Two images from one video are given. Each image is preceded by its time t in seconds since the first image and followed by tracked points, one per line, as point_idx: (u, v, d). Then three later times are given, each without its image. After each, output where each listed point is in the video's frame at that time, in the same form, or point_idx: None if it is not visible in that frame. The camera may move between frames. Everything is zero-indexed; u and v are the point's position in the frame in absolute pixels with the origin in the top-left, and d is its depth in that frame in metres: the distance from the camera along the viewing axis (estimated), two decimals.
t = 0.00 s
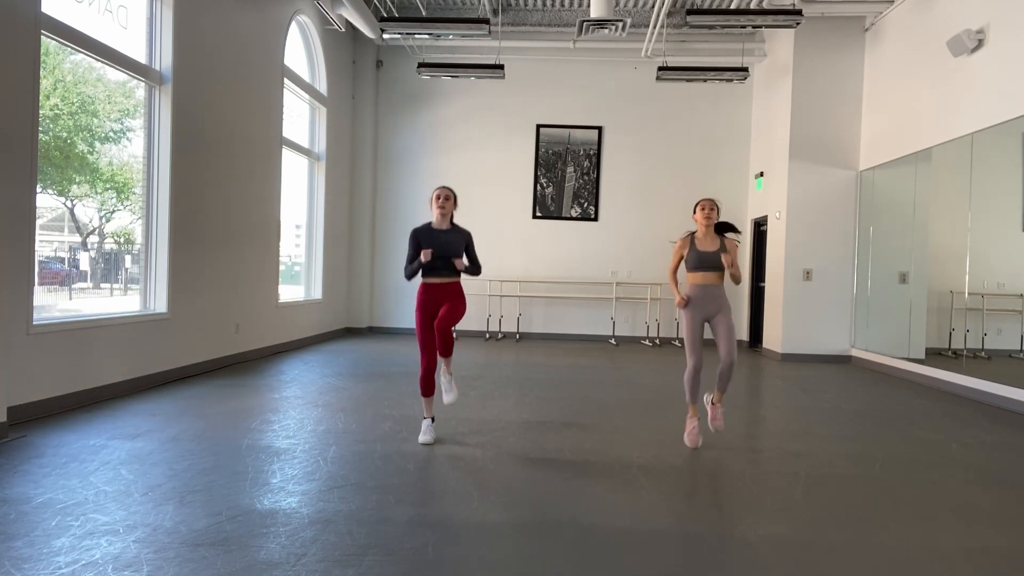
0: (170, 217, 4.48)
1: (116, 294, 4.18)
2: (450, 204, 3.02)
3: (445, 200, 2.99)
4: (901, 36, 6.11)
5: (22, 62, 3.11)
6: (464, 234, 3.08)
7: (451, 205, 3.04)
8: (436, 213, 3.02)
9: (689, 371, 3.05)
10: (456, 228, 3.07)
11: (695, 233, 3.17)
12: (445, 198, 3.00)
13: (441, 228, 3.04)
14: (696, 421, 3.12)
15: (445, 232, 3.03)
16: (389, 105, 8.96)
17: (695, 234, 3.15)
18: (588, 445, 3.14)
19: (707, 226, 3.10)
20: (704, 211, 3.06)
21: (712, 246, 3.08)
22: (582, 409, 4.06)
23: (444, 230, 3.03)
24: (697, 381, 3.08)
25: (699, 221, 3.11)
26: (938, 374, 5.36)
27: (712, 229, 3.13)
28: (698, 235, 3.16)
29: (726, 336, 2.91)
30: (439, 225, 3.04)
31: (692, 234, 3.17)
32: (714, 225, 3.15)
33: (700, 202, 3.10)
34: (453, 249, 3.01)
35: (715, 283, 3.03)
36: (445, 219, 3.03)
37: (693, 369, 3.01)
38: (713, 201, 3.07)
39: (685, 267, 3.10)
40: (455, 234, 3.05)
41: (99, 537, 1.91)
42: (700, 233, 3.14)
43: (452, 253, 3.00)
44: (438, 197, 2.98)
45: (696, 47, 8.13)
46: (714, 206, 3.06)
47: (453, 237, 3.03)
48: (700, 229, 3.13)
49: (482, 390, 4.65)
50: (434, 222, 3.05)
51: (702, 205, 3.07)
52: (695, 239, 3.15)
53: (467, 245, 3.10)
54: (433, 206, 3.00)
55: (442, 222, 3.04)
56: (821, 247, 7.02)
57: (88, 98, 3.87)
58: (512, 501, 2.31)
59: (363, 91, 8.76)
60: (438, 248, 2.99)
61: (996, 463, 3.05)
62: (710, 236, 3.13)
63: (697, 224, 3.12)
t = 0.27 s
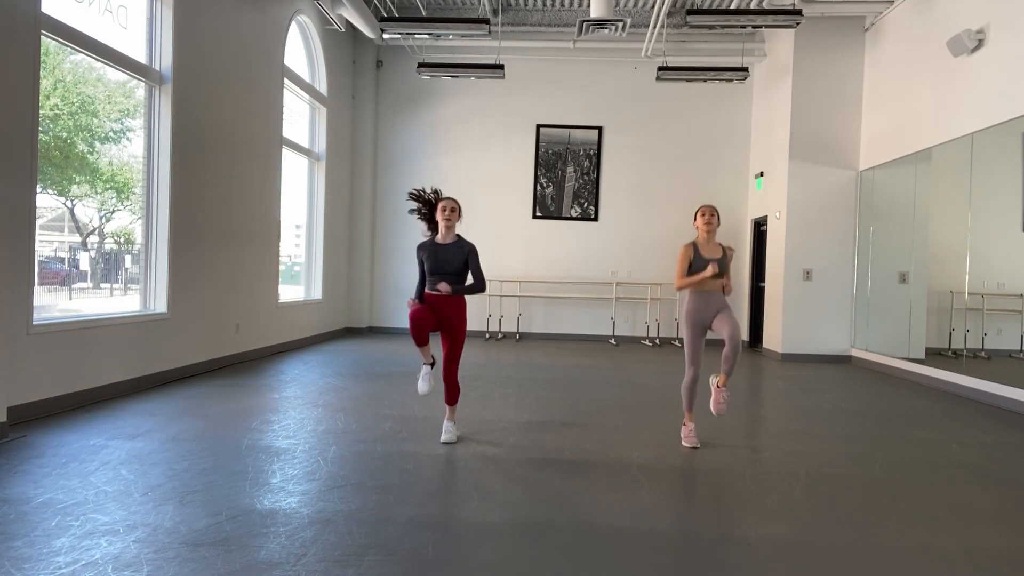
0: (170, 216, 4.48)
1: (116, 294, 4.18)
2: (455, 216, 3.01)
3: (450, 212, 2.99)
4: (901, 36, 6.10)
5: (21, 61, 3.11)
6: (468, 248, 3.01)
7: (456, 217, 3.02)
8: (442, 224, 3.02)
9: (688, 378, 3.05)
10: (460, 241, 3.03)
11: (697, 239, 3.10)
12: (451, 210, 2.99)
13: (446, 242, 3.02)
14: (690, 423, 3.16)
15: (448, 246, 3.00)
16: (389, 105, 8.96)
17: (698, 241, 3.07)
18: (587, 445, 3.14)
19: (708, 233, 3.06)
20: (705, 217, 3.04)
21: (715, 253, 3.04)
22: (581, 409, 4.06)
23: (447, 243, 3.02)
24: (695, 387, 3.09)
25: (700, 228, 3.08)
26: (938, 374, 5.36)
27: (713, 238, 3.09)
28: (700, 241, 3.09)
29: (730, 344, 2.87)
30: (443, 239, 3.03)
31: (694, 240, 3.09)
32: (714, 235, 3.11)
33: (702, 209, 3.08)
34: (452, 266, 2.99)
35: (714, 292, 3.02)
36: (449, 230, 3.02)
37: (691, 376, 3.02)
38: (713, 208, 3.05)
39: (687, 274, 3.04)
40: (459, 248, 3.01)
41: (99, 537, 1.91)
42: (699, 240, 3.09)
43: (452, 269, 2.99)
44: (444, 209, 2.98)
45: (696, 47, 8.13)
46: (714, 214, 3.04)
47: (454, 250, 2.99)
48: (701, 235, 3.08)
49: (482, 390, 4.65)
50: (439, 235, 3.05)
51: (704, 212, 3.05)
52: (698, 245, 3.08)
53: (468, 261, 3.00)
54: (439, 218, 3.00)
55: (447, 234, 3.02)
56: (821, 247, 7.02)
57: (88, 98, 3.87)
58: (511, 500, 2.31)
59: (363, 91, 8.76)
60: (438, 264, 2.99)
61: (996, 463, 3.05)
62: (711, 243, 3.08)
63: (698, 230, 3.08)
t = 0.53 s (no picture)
0: (170, 216, 4.48)
1: (116, 294, 4.18)
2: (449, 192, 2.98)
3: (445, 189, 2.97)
4: (901, 36, 6.10)
5: (21, 61, 3.11)
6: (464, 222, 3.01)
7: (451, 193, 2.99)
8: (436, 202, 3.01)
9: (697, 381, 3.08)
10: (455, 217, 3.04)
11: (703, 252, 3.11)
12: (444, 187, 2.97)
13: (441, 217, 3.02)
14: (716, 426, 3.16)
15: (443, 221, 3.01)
16: (389, 105, 8.96)
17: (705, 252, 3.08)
18: (587, 445, 3.14)
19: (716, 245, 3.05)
20: (713, 229, 3.04)
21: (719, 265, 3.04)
22: (581, 409, 4.06)
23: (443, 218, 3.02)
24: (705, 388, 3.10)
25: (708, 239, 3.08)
26: (938, 374, 5.36)
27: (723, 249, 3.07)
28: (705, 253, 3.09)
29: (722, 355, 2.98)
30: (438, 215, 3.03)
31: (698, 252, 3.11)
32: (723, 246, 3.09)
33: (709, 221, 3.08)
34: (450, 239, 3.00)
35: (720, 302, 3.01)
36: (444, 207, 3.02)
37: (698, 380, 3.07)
38: (722, 219, 3.04)
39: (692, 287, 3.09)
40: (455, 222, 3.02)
41: (99, 537, 1.91)
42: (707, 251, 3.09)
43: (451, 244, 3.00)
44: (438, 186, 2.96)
45: (697, 47, 8.13)
46: (722, 225, 3.03)
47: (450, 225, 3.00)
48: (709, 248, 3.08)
49: (482, 390, 4.65)
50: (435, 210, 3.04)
51: (713, 223, 3.04)
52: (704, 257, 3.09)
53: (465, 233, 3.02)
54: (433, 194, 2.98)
55: (441, 211, 3.03)
56: (821, 247, 7.02)
57: (88, 99, 3.87)
58: (511, 501, 2.31)
59: (363, 91, 8.76)
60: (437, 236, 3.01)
61: (996, 463, 3.05)
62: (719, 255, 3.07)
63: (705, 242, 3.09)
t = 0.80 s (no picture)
0: (170, 216, 4.48)
1: (116, 294, 4.18)
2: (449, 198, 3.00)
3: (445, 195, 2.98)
4: (901, 36, 6.10)
5: (21, 61, 3.11)
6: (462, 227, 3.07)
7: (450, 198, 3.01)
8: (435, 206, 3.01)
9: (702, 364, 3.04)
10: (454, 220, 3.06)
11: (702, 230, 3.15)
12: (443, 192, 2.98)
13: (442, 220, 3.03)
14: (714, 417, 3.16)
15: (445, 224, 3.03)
16: (389, 105, 8.96)
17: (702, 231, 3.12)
18: (588, 445, 3.14)
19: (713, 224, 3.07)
20: (710, 208, 3.05)
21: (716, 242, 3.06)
22: (581, 409, 4.06)
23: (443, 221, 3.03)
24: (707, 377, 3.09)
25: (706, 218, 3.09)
26: (938, 374, 5.36)
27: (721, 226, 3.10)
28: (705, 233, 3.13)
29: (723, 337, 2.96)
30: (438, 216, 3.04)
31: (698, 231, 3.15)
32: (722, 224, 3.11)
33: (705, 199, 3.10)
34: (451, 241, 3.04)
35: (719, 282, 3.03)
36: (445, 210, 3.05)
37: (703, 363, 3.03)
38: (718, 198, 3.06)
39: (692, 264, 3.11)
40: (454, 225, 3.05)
41: (99, 537, 1.91)
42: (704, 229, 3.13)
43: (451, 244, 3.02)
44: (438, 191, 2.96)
45: (696, 47, 8.13)
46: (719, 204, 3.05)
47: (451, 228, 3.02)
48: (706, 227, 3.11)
49: (482, 390, 4.65)
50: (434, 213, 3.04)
51: (709, 202, 3.06)
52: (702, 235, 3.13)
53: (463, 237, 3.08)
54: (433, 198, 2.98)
55: (441, 216, 3.02)
56: (821, 247, 7.02)
57: (88, 99, 3.87)
58: (511, 501, 2.31)
59: (363, 91, 8.76)
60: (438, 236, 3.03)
61: (996, 463, 3.05)
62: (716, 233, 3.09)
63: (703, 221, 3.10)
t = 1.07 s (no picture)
0: (170, 216, 4.48)
1: (116, 294, 4.18)
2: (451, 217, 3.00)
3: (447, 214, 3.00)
4: (901, 36, 6.10)
5: (22, 61, 3.11)
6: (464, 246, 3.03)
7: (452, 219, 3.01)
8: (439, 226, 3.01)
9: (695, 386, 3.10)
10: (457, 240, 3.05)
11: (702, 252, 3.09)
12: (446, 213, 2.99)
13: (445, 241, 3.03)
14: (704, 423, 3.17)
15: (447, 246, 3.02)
16: (389, 105, 8.96)
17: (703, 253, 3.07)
18: (588, 445, 3.14)
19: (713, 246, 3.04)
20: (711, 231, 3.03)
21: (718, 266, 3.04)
22: (581, 409, 4.06)
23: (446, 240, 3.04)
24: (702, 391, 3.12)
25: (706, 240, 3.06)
26: (938, 374, 5.36)
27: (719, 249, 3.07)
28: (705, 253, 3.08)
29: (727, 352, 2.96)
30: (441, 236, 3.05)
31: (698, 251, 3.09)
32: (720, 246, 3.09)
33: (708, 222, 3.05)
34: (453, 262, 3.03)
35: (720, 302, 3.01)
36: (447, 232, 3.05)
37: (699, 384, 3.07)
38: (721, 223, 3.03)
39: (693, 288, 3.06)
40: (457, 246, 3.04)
41: (99, 537, 1.91)
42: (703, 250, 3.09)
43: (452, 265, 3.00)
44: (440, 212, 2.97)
45: (696, 47, 8.13)
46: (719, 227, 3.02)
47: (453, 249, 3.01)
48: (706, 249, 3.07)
49: (481, 390, 4.65)
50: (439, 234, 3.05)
51: (710, 225, 3.03)
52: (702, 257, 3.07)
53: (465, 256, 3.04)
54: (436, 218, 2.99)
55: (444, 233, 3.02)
56: (821, 247, 7.02)
57: (88, 98, 3.87)
58: (511, 501, 2.31)
59: (363, 91, 8.76)
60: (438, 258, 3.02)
61: (996, 463, 3.04)
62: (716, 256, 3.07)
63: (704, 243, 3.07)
